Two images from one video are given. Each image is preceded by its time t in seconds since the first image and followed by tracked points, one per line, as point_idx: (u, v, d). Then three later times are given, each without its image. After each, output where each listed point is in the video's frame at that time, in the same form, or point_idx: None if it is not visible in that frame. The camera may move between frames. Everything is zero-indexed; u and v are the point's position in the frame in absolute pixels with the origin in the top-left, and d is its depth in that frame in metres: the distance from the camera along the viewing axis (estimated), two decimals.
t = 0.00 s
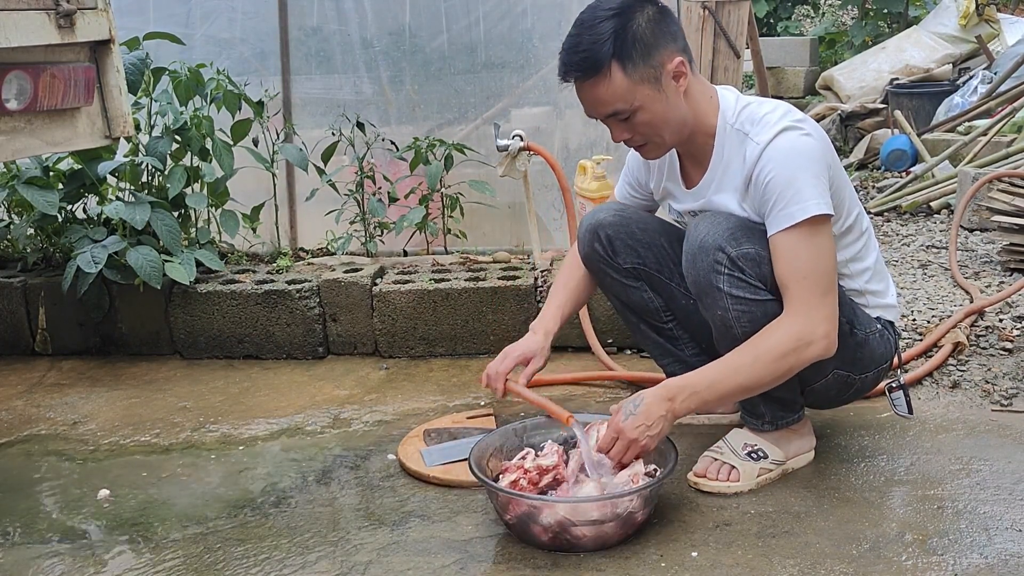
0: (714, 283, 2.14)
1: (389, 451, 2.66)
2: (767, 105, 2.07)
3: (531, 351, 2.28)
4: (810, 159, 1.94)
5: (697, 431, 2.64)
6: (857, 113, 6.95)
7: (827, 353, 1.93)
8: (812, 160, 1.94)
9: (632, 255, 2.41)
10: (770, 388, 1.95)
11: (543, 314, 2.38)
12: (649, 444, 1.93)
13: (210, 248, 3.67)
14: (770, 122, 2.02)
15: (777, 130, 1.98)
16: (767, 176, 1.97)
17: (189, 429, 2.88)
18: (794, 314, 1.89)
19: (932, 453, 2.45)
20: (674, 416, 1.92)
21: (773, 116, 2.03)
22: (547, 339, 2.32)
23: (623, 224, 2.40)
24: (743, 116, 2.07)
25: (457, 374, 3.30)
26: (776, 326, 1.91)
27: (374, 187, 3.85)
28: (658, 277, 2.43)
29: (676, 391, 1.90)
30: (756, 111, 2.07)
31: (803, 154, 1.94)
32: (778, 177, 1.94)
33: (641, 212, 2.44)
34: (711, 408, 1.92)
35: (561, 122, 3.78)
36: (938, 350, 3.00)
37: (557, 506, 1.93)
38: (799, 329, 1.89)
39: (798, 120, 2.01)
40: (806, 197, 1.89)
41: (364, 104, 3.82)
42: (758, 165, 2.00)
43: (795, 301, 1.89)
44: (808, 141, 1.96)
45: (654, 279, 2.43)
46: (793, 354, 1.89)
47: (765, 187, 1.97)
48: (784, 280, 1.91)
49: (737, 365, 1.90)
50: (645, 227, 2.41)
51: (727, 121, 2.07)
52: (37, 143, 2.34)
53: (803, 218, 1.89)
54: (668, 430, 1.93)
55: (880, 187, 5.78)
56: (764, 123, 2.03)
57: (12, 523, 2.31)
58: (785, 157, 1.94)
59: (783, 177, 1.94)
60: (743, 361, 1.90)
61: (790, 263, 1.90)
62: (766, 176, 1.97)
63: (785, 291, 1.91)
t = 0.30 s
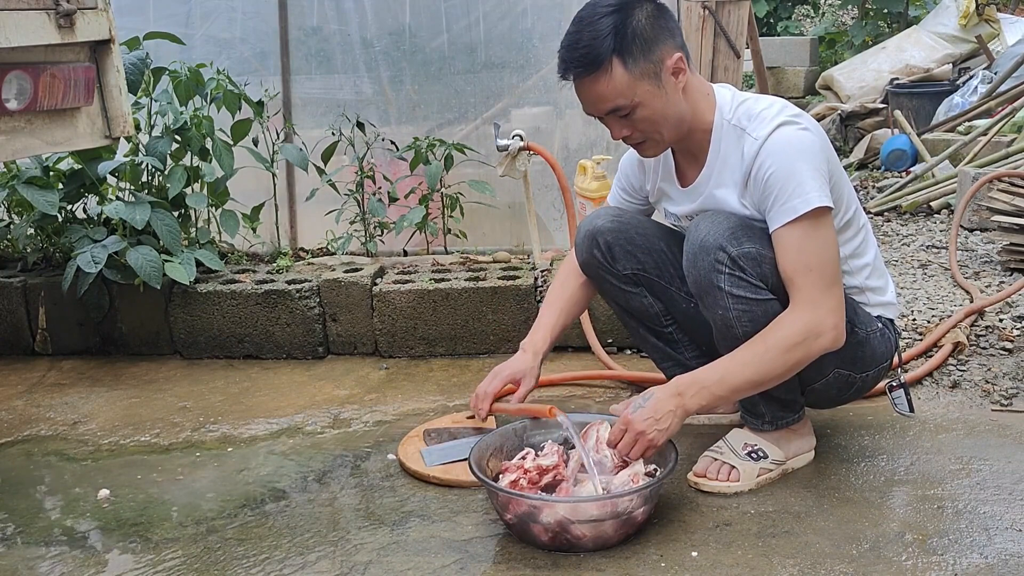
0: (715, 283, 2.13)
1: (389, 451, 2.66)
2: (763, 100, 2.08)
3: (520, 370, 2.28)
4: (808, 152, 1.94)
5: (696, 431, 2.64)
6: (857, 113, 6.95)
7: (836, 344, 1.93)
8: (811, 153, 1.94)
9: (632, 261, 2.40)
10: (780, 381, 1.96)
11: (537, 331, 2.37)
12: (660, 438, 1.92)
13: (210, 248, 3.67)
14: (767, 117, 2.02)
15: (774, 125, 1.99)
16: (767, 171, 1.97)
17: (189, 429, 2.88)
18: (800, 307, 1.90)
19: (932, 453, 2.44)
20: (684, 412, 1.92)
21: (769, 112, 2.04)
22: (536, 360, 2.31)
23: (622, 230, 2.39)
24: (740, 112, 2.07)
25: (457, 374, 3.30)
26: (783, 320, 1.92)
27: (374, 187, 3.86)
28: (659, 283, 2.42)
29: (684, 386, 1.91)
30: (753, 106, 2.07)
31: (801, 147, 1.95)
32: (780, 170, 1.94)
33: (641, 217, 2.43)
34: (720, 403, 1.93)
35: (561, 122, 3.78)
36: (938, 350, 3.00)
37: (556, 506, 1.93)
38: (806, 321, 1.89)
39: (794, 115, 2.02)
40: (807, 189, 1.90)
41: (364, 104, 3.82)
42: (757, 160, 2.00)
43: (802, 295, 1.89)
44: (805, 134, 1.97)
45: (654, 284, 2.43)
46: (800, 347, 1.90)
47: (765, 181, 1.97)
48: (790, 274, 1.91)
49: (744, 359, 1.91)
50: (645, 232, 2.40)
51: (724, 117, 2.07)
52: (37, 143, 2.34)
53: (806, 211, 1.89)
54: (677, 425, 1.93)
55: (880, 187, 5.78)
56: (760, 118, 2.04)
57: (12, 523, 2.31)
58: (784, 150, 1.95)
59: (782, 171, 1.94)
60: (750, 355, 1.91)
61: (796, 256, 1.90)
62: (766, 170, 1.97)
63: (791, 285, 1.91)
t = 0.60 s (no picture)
0: (717, 282, 2.13)
1: (389, 451, 2.66)
2: (760, 94, 2.09)
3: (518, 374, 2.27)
4: (806, 145, 1.95)
5: (697, 431, 2.64)
6: (857, 113, 6.95)
7: (840, 334, 1.92)
8: (809, 146, 1.95)
9: (628, 265, 2.40)
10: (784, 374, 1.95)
11: (528, 335, 2.36)
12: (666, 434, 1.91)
13: (210, 248, 3.67)
14: (764, 111, 2.03)
15: (772, 118, 2.00)
16: (765, 163, 1.97)
17: (189, 429, 2.88)
18: (800, 297, 1.89)
19: (932, 452, 2.44)
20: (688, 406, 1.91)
21: (767, 106, 2.05)
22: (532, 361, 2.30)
23: (616, 234, 2.38)
24: (737, 106, 2.07)
25: (457, 374, 3.30)
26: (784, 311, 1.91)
27: (374, 187, 3.86)
28: (655, 286, 2.42)
29: (687, 378, 1.91)
30: (749, 101, 2.08)
31: (799, 140, 1.95)
32: (778, 161, 1.95)
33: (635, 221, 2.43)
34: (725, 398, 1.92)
35: (561, 122, 3.78)
36: (938, 350, 3.00)
37: (556, 506, 1.93)
38: (806, 309, 1.89)
39: (791, 109, 2.03)
40: (806, 180, 1.90)
41: (364, 104, 3.82)
42: (755, 153, 2.00)
43: (802, 284, 1.89)
44: (803, 128, 1.98)
45: (651, 287, 2.42)
46: (802, 335, 1.89)
47: (764, 175, 1.98)
48: (790, 265, 1.91)
49: (744, 349, 1.91)
50: (640, 236, 2.39)
51: (721, 111, 2.07)
52: (37, 143, 2.34)
53: (805, 199, 1.89)
54: (682, 420, 1.90)
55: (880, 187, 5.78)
56: (758, 112, 2.04)
57: (11, 523, 2.31)
58: (782, 143, 1.95)
59: (781, 164, 1.94)
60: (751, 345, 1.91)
61: (796, 247, 1.90)
62: (764, 163, 1.98)
63: (792, 276, 1.91)
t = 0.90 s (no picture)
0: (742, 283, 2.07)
1: (389, 451, 2.66)
2: (754, 79, 2.11)
3: (518, 367, 2.18)
4: (796, 113, 1.96)
5: (697, 431, 2.64)
6: (857, 112, 6.95)
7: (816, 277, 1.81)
8: (797, 113, 1.96)
9: (614, 263, 2.41)
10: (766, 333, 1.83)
11: (507, 319, 2.26)
12: (651, 415, 1.80)
13: (210, 248, 3.67)
14: (759, 89, 2.05)
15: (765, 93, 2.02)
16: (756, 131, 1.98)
17: (190, 429, 2.88)
18: (774, 241, 1.82)
19: (932, 452, 2.44)
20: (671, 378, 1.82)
21: (763, 86, 2.07)
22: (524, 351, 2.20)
23: (600, 233, 2.41)
24: (733, 88, 2.09)
25: (457, 374, 3.30)
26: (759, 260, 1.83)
27: (374, 187, 3.86)
28: (643, 282, 2.43)
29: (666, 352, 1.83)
30: (745, 83, 2.10)
31: (790, 108, 1.97)
32: (761, 129, 1.96)
33: (616, 220, 2.45)
34: (709, 368, 1.83)
35: (561, 122, 3.78)
36: (938, 350, 3.00)
37: (557, 505, 1.93)
38: (778, 250, 1.81)
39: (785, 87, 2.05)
40: (788, 138, 1.90)
41: (364, 104, 3.82)
42: (747, 125, 2.01)
43: (776, 229, 1.83)
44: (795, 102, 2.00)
45: (640, 284, 2.43)
46: (775, 276, 1.79)
47: (753, 142, 1.97)
48: (769, 216, 1.86)
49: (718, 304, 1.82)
50: (625, 234, 2.41)
51: (719, 92, 2.09)
52: (37, 143, 2.34)
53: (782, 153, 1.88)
54: (667, 399, 1.81)
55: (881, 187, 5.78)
56: (753, 90, 2.06)
57: (12, 523, 2.31)
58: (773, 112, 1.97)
59: (768, 128, 1.95)
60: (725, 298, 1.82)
61: (774, 198, 1.86)
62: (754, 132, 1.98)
63: (770, 226, 1.85)
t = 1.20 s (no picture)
0: (746, 272, 2.08)
1: (389, 451, 2.66)
2: (763, 86, 2.10)
3: (525, 370, 2.17)
4: (812, 125, 1.96)
5: (697, 431, 2.64)
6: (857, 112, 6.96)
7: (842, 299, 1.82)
8: (814, 126, 1.96)
9: (616, 256, 2.42)
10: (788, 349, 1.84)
11: (514, 325, 2.26)
12: (673, 426, 1.81)
13: (210, 248, 3.67)
14: (771, 99, 2.04)
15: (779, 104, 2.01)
16: (772, 142, 1.97)
17: (189, 429, 2.88)
18: (803, 261, 1.81)
19: (932, 453, 2.44)
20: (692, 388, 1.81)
21: (772, 94, 2.06)
22: (530, 356, 2.20)
23: (604, 226, 2.42)
24: (743, 97, 2.08)
25: (457, 374, 3.30)
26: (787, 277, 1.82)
27: (374, 187, 3.86)
28: (644, 276, 2.43)
29: (688, 363, 1.82)
30: (754, 92, 2.09)
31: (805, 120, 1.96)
32: (779, 142, 1.96)
33: (620, 215, 2.46)
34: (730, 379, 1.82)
35: (561, 122, 3.78)
36: (938, 350, 3.00)
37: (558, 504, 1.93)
38: (809, 270, 1.80)
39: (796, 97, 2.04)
40: (808, 152, 1.89)
41: (364, 104, 3.82)
42: (762, 136, 2.00)
43: (805, 248, 1.82)
44: (809, 112, 1.99)
45: (641, 278, 2.43)
46: (806, 298, 1.79)
47: (769, 154, 1.97)
48: (795, 232, 1.85)
49: (744, 322, 1.82)
50: (628, 228, 2.43)
51: (728, 102, 2.09)
52: (37, 143, 2.34)
53: (806, 170, 1.87)
54: (686, 409, 1.82)
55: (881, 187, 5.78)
56: (764, 100, 2.05)
57: (11, 523, 2.31)
58: (788, 123, 1.96)
59: (785, 140, 1.94)
60: (752, 316, 1.81)
61: (801, 213, 1.85)
62: (769, 143, 1.98)
63: (797, 243, 1.84)
